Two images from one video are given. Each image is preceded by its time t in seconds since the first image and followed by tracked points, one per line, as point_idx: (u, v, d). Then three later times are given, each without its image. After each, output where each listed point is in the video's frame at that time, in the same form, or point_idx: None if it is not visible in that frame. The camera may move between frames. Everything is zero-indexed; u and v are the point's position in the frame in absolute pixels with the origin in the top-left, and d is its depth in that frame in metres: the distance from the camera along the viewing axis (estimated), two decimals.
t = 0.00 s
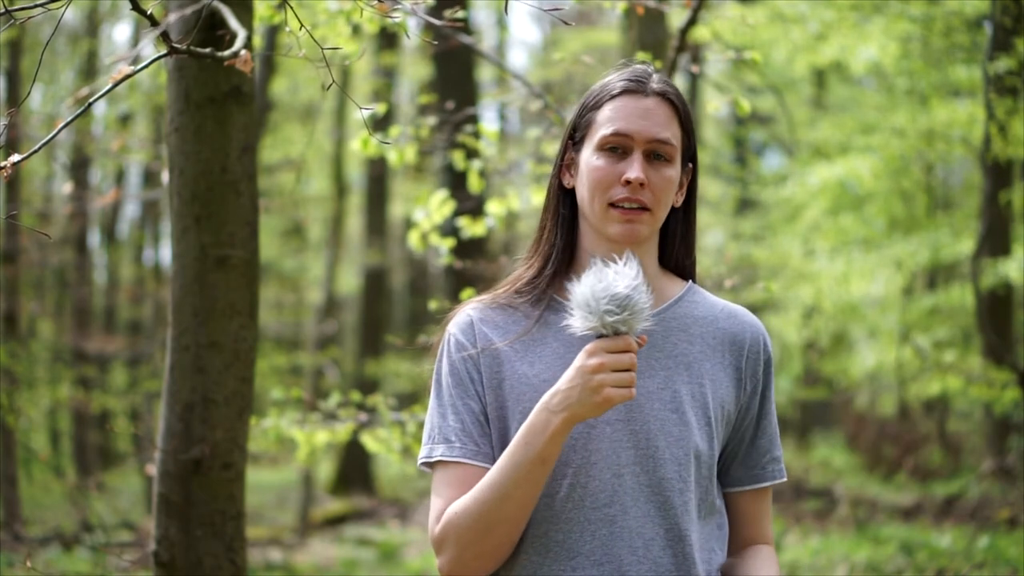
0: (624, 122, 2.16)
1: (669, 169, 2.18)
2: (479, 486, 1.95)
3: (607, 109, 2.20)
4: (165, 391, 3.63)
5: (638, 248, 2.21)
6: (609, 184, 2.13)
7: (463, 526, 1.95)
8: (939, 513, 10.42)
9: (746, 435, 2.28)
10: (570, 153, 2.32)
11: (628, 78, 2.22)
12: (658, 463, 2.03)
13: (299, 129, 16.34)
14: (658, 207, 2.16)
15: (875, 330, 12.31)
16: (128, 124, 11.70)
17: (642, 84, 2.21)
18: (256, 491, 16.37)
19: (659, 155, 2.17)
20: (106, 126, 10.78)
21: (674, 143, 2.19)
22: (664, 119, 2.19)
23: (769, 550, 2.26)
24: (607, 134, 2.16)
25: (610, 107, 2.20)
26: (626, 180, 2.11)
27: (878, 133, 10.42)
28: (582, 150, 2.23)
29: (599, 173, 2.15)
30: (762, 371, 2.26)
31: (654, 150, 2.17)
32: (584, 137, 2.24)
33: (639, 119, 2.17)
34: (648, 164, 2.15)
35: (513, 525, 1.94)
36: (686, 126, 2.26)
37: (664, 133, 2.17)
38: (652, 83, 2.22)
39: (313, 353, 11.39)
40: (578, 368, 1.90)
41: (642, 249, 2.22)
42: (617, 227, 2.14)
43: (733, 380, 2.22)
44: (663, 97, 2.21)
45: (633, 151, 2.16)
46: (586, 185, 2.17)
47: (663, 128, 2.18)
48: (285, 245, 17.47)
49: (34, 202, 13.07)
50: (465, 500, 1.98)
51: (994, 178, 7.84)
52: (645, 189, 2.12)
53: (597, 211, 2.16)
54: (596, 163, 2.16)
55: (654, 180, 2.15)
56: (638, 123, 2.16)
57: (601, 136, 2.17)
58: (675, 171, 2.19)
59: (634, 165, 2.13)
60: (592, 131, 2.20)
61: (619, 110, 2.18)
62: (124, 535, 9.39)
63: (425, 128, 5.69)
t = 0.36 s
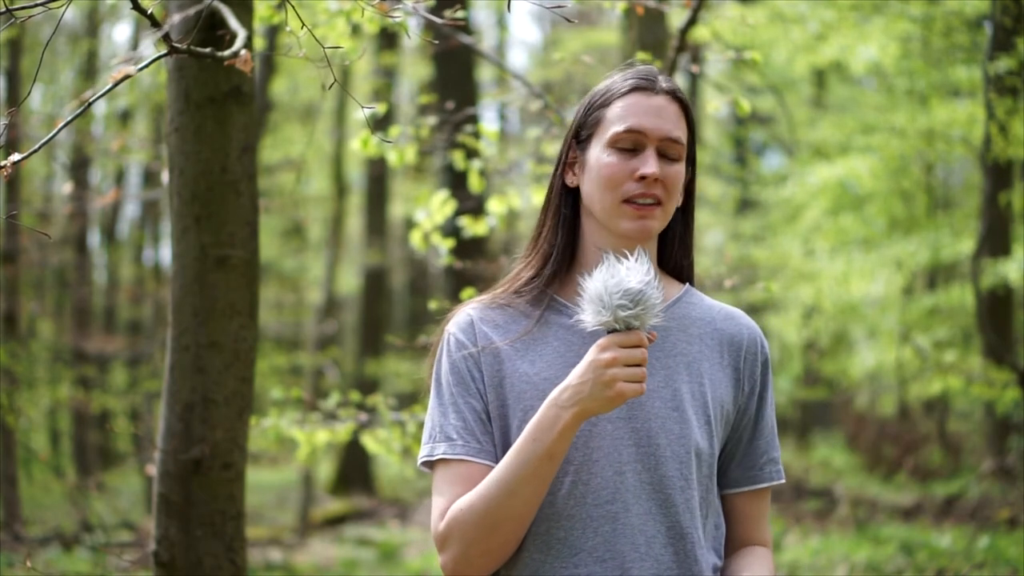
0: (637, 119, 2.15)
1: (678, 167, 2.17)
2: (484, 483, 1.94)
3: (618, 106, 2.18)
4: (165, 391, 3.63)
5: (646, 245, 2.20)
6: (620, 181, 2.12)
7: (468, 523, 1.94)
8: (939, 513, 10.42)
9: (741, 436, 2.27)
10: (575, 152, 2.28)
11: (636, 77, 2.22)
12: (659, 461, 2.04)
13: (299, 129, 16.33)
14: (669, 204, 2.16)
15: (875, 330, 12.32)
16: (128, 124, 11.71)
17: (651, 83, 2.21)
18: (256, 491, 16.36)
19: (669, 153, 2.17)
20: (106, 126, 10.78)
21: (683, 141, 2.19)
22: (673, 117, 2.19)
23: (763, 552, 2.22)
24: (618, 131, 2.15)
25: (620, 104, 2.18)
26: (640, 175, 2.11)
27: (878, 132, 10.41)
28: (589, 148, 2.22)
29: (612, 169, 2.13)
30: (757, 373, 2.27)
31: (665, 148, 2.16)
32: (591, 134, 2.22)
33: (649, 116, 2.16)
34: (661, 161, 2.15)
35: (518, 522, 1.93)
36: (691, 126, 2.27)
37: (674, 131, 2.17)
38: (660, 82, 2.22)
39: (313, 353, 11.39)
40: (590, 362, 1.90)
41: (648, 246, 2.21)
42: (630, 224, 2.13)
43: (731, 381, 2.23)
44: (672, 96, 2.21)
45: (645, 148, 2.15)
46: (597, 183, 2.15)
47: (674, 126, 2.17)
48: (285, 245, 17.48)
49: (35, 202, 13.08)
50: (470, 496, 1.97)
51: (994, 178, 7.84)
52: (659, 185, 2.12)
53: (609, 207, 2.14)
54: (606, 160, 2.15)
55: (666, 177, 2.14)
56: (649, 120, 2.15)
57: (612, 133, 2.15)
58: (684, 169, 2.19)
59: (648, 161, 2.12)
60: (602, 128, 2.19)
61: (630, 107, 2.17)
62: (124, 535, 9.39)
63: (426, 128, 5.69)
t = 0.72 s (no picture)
0: (482, 147, 2.31)
1: (534, 179, 2.31)
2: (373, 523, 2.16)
3: (462, 136, 2.35)
4: (166, 390, 3.64)
5: (517, 263, 2.35)
6: (478, 210, 2.28)
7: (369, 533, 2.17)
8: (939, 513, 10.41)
9: (658, 438, 2.30)
10: (441, 186, 2.45)
11: (478, 101, 2.37)
12: (549, 478, 2.16)
13: (299, 129, 16.34)
14: (532, 220, 2.29)
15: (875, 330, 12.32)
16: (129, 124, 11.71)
17: (489, 107, 2.36)
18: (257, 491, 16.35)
19: (520, 170, 2.31)
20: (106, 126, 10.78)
21: (535, 155, 2.32)
22: (516, 134, 2.33)
23: (681, 548, 2.23)
24: (466, 162, 2.31)
25: (465, 134, 2.35)
26: (494, 203, 2.26)
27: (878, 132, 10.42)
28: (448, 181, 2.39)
29: (469, 201, 2.29)
30: (674, 377, 2.30)
31: (515, 167, 2.30)
32: (446, 167, 2.40)
33: (490, 141, 2.31)
34: (511, 182, 2.29)
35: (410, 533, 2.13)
36: (544, 134, 2.39)
37: (519, 148, 2.31)
38: (500, 101, 2.37)
39: (314, 353, 11.39)
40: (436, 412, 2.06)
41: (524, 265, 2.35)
42: (498, 249, 2.29)
43: (640, 387, 2.28)
44: (513, 113, 2.36)
45: (494, 173, 2.30)
46: (462, 216, 2.31)
47: (516, 144, 2.31)
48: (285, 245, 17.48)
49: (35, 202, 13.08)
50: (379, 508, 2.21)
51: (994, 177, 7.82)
52: (514, 208, 2.27)
53: (477, 237, 2.30)
54: (463, 190, 2.31)
55: (521, 197, 2.28)
56: (491, 146, 2.31)
57: (462, 163, 2.32)
58: (542, 181, 2.32)
59: (498, 188, 2.27)
60: (452, 162, 2.36)
61: (473, 134, 2.33)
62: (124, 535, 9.39)
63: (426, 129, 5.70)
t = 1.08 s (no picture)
0: (484, 144, 2.32)
1: (534, 177, 2.31)
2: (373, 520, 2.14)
3: (467, 132, 2.36)
4: (165, 391, 3.64)
5: (512, 259, 2.35)
6: (478, 204, 2.28)
7: (373, 519, 2.13)
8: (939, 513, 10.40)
9: (652, 430, 2.29)
10: (440, 182, 2.47)
11: (483, 101, 2.39)
12: (552, 472, 2.15)
13: (299, 129, 16.33)
14: (530, 216, 2.28)
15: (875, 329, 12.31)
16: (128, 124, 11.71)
17: (495, 107, 2.38)
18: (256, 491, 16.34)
19: (521, 167, 2.31)
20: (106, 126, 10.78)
21: (536, 155, 2.33)
22: (521, 133, 2.34)
23: (685, 535, 2.20)
24: (469, 156, 2.32)
25: (469, 130, 2.36)
26: (494, 197, 2.25)
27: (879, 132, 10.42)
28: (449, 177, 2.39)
29: (469, 195, 2.29)
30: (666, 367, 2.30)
31: (516, 164, 2.31)
32: (448, 163, 2.40)
33: (493, 137, 2.32)
34: (513, 178, 2.29)
35: (415, 521, 2.10)
36: (545, 136, 2.40)
37: (523, 146, 2.32)
38: (505, 102, 2.38)
39: (314, 353, 11.39)
40: (434, 411, 2.04)
41: (519, 261, 2.35)
42: (493, 244, 2.27)
43: (633, 381, 2.28)
44: (518, 113, 2.37)
45: (497, 168, 2.31)
46: (461, 210, 2.31)
47: (520, 142, 2.32)
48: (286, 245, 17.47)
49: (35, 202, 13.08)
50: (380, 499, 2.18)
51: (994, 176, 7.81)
52: (513, 202, 2.26)
53: (474, 232, 2.29)
54: (463, 184, 2.31)
55: (521, 193, 2.28)
56: (494, 142, 2.31)
57: (465, 159, 2.32)
58: (542, 180, 2.33)
59: (501, 181, 2.27)
60: (455, 157, 2.37)
61: (477, 131, 2.34)
62: (125, 535, 9.38)
63: (427, 129, 5.70)
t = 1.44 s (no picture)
0: (493, 145, 2.31)
1: (542, 179, 2.32)
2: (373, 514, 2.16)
3: (474, 134, 2.35)
4: (166, 390, 3.64)
5: (520, 263, 2.35)
6: (488, 207, 2.28)
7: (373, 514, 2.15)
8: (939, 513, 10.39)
9: (650, 433, 2.26)
10: (442, 183, 2.47)
11: (489, 102, 2.38)
12: (552, 474, 2.16)
13: (299, 129, 16.33)
14: (539, 219, 2.29)
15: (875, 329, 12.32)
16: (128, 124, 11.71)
17: (501, 108, 2.37)
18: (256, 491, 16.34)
19: (530, 169, 2.32)
20: (106, 126, 10.78)
21: (543, 157, 2.34)
22: (528, 135, 2.34)
23: (674, 546, 2.18)
24: (478, 158, 2.32)
25: (476, 132, 2.36)
26: (505, 199, 2.26)
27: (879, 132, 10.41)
28: (455, 179, 2.39)
29: (479, 197, 2.29)
30: (667, 370, 2.28)
31: (524, 166, 2.31)
32: (453, 165, 2.40)
33: (501, 139, 2.32)
34: (522, 180, 2.30)
35: (416, 518, 2.12)
36: (550, 138, 2.41)
37: (531, 148, 2.32)
38: (510, 102, 2.38)
39: (314, 353, 11.39)
40: (436, 397, 2.04)
41: (527, 262, 2.36)
42: (505, 247, 2.28)
43: (633, 383, 2.27)
44: (524, 115, 2.37)
45: (506, 170, 2.31)
46: (469, 213, 2.31)
47: (528, 143, 2.32)
48: (285, 245, 17.48)
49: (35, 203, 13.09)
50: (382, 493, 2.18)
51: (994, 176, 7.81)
52: (524, 204, 2.26)
53: (484, 234, 2.29)
54: (472, 187, 2.31)
55: (530, 195, 2.28)
56: (502, 144, 2.31)
57: (473, 161, 2.32)
58: (549, 183, 2.34)
59: (511, 183, 2.28)
60: (462, 159, 2.36)
61: (485, 133, 2.34)
62: (124, 535, 9.38)
63: (428, 129, 5.70)
